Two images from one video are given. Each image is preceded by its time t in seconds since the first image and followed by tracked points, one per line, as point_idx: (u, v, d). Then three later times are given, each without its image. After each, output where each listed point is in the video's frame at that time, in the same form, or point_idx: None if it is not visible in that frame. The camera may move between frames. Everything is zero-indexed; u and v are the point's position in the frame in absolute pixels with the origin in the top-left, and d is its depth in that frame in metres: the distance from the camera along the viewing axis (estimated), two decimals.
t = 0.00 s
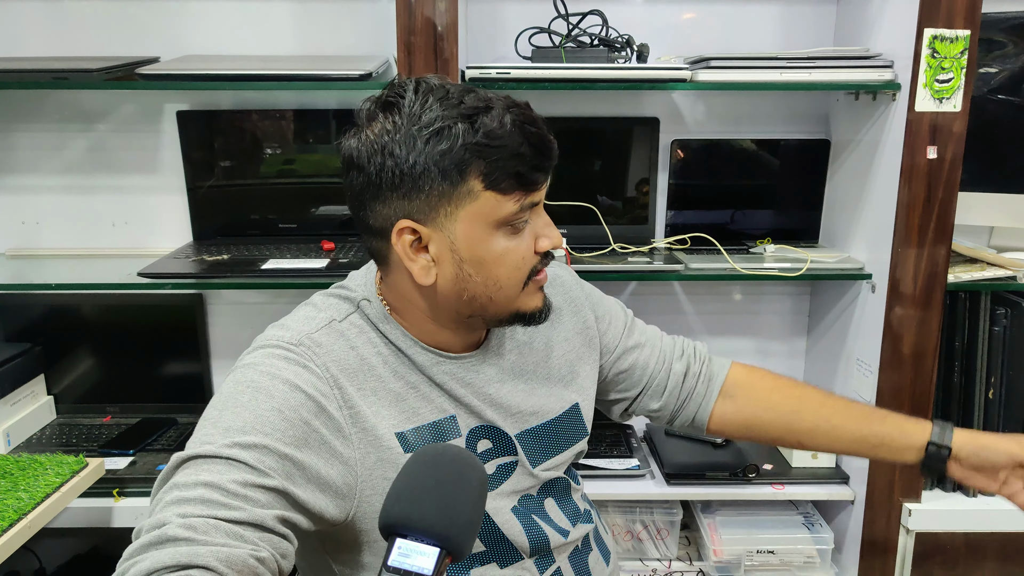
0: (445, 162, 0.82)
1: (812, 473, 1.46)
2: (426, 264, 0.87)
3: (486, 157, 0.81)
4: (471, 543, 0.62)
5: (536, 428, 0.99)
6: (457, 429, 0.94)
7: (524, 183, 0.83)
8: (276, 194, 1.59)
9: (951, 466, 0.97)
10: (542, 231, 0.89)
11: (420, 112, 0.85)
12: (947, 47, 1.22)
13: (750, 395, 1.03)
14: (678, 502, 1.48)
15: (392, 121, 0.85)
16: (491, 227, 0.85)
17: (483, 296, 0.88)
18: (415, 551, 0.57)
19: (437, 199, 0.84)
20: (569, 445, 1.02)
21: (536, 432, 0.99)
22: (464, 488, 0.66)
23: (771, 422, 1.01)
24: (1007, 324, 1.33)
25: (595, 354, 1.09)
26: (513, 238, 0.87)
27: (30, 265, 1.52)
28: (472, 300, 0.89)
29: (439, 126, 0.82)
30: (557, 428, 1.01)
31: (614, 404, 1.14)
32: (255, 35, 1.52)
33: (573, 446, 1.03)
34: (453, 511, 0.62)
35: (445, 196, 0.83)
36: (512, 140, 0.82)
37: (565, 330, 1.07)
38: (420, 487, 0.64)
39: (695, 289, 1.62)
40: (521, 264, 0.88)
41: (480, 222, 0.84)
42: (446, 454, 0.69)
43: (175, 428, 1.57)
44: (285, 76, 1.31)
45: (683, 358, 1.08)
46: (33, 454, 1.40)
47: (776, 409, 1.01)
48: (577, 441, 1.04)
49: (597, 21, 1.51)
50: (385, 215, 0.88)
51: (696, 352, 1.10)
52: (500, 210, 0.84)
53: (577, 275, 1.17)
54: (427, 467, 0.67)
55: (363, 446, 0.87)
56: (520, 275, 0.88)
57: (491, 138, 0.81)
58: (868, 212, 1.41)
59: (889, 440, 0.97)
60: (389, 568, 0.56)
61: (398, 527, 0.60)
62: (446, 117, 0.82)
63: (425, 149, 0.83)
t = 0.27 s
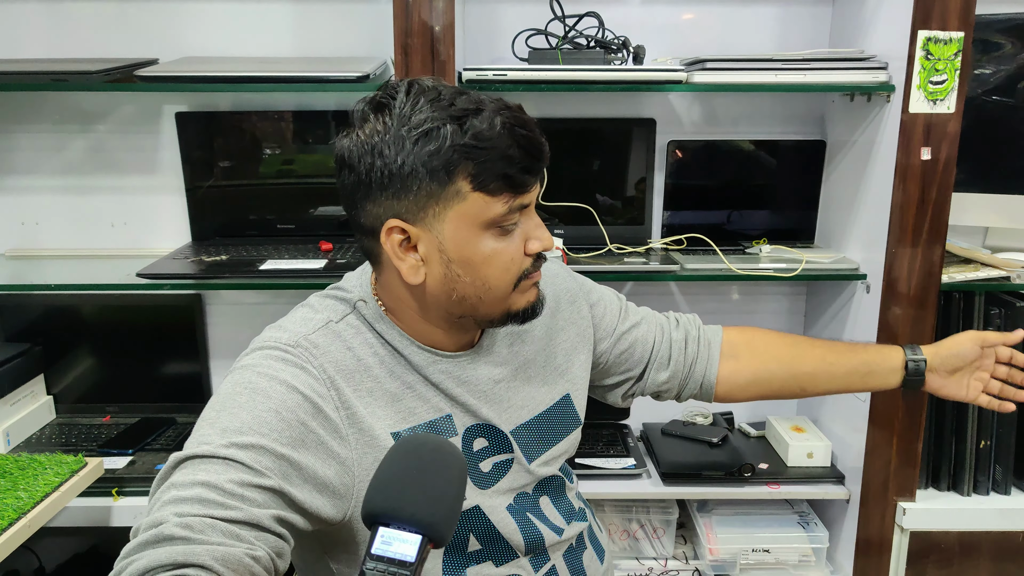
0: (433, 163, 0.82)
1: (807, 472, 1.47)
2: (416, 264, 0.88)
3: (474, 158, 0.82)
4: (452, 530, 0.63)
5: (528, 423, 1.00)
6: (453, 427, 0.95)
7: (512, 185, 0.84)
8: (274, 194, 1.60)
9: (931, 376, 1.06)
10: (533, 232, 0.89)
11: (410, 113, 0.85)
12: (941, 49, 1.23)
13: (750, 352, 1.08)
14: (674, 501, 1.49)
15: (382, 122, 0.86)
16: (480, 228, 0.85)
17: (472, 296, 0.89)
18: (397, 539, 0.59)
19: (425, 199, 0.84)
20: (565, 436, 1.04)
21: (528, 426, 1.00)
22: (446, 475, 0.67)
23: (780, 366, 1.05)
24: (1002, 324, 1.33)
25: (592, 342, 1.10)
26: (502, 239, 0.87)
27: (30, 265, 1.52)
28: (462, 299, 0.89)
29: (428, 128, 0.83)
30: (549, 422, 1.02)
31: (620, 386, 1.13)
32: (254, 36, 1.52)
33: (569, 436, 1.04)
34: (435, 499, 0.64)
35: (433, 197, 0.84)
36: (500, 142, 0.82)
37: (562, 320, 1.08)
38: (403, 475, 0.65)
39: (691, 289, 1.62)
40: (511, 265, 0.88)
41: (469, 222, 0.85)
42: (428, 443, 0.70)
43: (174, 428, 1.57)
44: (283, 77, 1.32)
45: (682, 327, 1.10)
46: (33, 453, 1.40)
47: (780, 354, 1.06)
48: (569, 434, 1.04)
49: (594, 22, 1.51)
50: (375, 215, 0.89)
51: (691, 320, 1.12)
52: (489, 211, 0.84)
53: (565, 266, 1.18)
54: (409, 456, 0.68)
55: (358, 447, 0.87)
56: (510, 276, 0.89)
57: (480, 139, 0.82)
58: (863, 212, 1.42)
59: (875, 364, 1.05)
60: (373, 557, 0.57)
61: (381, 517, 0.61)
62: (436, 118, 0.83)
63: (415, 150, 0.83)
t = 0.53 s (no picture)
0: (409, 156, 0.84)
1: (798, 470, 1.48)
2: (396, 257, 0.89)
3: (447, 149, 0.83)
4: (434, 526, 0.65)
5: (516, 417, 1.01)
6: (441, 424, 0.96)
7: (487, 174, 0.85)
8: (271, 195, 1.61)
9: (916, 357, 1.05)
10: (510, 222, 0.91)
11: (384, 110, 0.87)
12: (930, 51, 1.25)
13: (736, 343, 1.08)
14: (667, 499, 1.50)
15: (358, 120, 0.88)
16: (456, 219, 0.87)
17: (452, 287, 0.90)
18: (381, 533, 0.60)
19: (403, 193, 0.86)
20: (553, 429, 1.05)
21: (515, 421, 1.01)
22: (428, 472, 0.69)
23: (767, 354, 1.06)
24: (991, 324, 1.35)
25: (578, 338, 1.11)
26: (480, 229, 0.88)
27: (28, 265, 1.54)
28: (443, 291, 0.90)
29: (401, 122, 0.85)
30: (537, 418, 1.03)
31: (609, 380, 1.14)
32: (251, 38, 1.54)
33: (557, 430, 1.05)
34: (418, 495, 0.65)
35: (409, 190, 0.85)
36: (473, 132, 0.84)
37: (548, 317, 1.09)
38: (387, 472, 0.67)
39: (684, 289, 1.64)
40: (489, 255, 0.89)
41: (445, 213, 0.86)
42: (411, 442, 0.72)
43: (171, 426, 1.59)
44: (279, 79, 1.33)
45: (667, 320, 1.11)
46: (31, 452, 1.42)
47: (766, 342, 1.07)
48: (558, 429, 1.05)
49: (587, 24, 1.53)
50: (356, 213, 0.90)
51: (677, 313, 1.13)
52: (465, 201, 0.86)
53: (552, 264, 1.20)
54: (392, 454, 0.70)
55: (348, 444, 0.89)
56: (489, 266, 0.90)
57: (452, 131, 0.84)
58: (854, 213, 1.43)
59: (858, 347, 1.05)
60: (356, 550, 0.59)
61: (366, 512, 0.63)
62: (408, 113, 0.85)
63: (389, 144, 0.85)
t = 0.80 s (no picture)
0: (393, 160, 0.86)
1: (790, 469, 1.50)
2: (382, 258, 0.91)
3: (431, 152, 0.85)
4: (426, 523, 0.67)
5: (505, 414, 1.03)
6: (431, 421, 0.98)
7: (470, 176, 0.87)
8: (268, 196, 1.63)
9: (903, 354, 1.07)
10: (494, 224, 0.93)
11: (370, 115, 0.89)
12: (918, 55, 1.27)
13: (723, 339, 1.10)
14: (660, 498, 1.52)
15: (344, 125, 0.89)
16: (441, 220, 0.88)
17: (438, 288, 0.92)
18: (372, 530, 0.62)
19: (388, 195, 0.88)
20: (542, 426, 1.06)
21: (504, 418, 1.03)
22: (423, 470, 0.70)
23: (753, 350, 1.07)
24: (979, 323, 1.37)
25: (566, 336, 1.13)
26: (464, 231, 0.90)
27: (28, 266, 1.55)
28: (428, 291, 0.92)
29: (385, 127, 0.86)
30: (525, 415, 1.05)
31: (597, 377, 1.16)
32: (249, 41, 1.55)
33: (545, 426, 1.07)
34: (411, 493, 0.67)
35: (394, 193, 0.87)
36: (455, 136, 0.86)
37: (535, 316, 1.11)
38: (381, 469, 0.68)
39: (678, 290, 1.65)
40: (473, 256, 0.91)
41: (430, 216, 0.88)
42: (407, 441, 0.73)
43: (169, 425, 1.60)
44: (276, 82, 1.35)
45: (654, 318, 1.13)
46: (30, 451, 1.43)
47: (752, 339, 1.08)
48: (546, 426, 1.07)
49: (581, 28, 1.54)
50: (343, 215, 0.92)
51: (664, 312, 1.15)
52: (449, 203, 0.87)
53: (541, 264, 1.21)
54: (387, 453, 0.71)
55: (339, 441, 0.90)
56: (473, 266, 0.92)
57: (435, 134, 0.86)
58: (844, 214, 1.44)
59: (844, 348, 1.06)
60: (350, 548, 0.61)
61: (359, 510, 0.64)
62: (392, 118, 0.87)
63: (374, 148, 0.87)
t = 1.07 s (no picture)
0: (384, 161, 0.87)
1: (783, 468, 1.51)
2: (373, 258, 0.93)
3: (421, 155, 0.86)
4: (417, 519, 0.68)
5: (498, 412, 1.05)
6: (424, 419, 0.99)
7: (460, 179, 0.88)
8: (266, 197, 1.64)
9: (894, 350, 1.08)
10: (484, 227, 0.94)
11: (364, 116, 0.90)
12: (907, 58, 1.29)
13: (715, 339, 1.11)
14: (654, 496, 1.53)
15: (339, 126, 0.91)
16: (430, 222, 0.90)
17: (426, 289, 0.93)
18: (365, 526, 0.63)
19: (379, 196, 0.89)
20: (534, 424, 1.08)
21: (495, 417, 1.04)
22: (410, 467, 0.72)
23: (745, 347, 1.08)
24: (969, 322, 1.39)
25: (559, 335, 1.14)
26: (453, 233, 0.92)
27: (28, 267, 1.57)
28: (417, 291, 0.94)
29: (377, 129, 0.88)
30: (517, 413, 1.06)
31: (592, 375, 1.18)
32: (247, 44, 1.57)
33: (537, 424, 1.08)
34: (401, 489, 0.68)
35: (385, 194, 0.89)
36: (447, 140, 0.87)
37: (529, 315, 1.13)
38: (373, 467, 0.70)
39: (672, 290, 1.67)
40: (461, 258, 0.93)
41: (419, 217, 0.89)
42: (395, 440, 0.75)
43: (168, 425, 1.61)
44: (274, 85, 1.36)
45: (646, 316, 1.14)
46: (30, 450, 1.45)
47: (744, 337, 1.09)
48: (539, 425, 1.09)
49: (575, 31, 1.56)
50: (335, 214, 0.94)
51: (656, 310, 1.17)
52: (439, 206, 0.89)
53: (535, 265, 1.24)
54: (378, 452, 0.72)
55: (333, 439, 0.92)
56: (461, 268, 0.93)
57: (427, 137, 0.87)
58: (835, 215, 1.46)
59: (837, 343, 1.08)
60: (343, 543, 0.62)
61: (352, 506, 0.65)
62: (384, 120, 0.88)
63: (366, 149, 0.88)
